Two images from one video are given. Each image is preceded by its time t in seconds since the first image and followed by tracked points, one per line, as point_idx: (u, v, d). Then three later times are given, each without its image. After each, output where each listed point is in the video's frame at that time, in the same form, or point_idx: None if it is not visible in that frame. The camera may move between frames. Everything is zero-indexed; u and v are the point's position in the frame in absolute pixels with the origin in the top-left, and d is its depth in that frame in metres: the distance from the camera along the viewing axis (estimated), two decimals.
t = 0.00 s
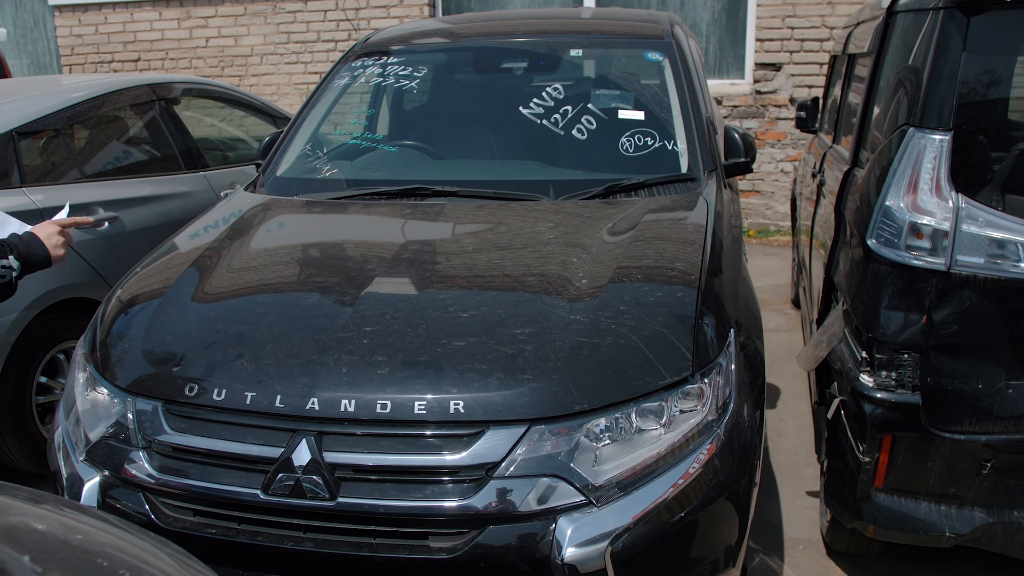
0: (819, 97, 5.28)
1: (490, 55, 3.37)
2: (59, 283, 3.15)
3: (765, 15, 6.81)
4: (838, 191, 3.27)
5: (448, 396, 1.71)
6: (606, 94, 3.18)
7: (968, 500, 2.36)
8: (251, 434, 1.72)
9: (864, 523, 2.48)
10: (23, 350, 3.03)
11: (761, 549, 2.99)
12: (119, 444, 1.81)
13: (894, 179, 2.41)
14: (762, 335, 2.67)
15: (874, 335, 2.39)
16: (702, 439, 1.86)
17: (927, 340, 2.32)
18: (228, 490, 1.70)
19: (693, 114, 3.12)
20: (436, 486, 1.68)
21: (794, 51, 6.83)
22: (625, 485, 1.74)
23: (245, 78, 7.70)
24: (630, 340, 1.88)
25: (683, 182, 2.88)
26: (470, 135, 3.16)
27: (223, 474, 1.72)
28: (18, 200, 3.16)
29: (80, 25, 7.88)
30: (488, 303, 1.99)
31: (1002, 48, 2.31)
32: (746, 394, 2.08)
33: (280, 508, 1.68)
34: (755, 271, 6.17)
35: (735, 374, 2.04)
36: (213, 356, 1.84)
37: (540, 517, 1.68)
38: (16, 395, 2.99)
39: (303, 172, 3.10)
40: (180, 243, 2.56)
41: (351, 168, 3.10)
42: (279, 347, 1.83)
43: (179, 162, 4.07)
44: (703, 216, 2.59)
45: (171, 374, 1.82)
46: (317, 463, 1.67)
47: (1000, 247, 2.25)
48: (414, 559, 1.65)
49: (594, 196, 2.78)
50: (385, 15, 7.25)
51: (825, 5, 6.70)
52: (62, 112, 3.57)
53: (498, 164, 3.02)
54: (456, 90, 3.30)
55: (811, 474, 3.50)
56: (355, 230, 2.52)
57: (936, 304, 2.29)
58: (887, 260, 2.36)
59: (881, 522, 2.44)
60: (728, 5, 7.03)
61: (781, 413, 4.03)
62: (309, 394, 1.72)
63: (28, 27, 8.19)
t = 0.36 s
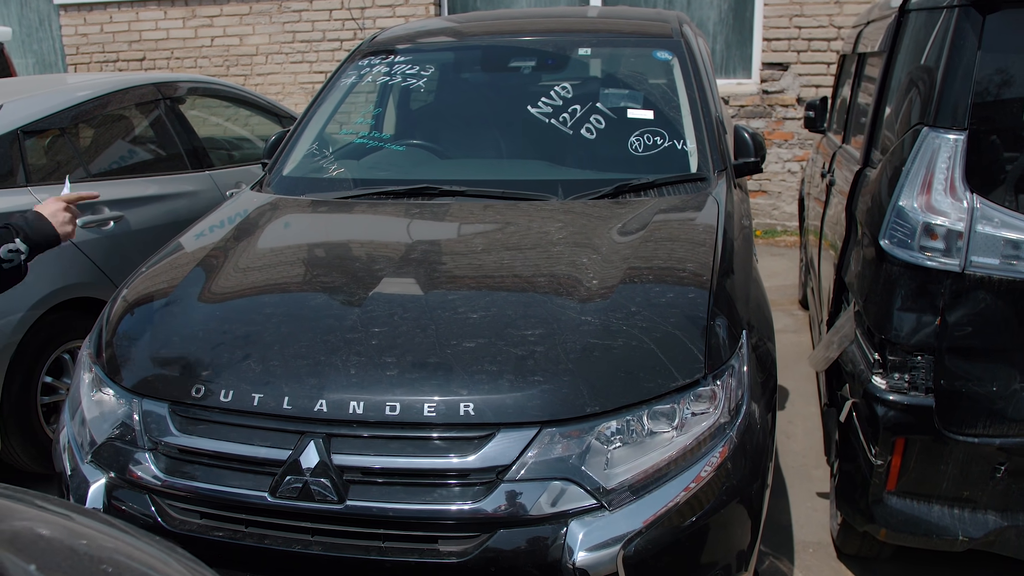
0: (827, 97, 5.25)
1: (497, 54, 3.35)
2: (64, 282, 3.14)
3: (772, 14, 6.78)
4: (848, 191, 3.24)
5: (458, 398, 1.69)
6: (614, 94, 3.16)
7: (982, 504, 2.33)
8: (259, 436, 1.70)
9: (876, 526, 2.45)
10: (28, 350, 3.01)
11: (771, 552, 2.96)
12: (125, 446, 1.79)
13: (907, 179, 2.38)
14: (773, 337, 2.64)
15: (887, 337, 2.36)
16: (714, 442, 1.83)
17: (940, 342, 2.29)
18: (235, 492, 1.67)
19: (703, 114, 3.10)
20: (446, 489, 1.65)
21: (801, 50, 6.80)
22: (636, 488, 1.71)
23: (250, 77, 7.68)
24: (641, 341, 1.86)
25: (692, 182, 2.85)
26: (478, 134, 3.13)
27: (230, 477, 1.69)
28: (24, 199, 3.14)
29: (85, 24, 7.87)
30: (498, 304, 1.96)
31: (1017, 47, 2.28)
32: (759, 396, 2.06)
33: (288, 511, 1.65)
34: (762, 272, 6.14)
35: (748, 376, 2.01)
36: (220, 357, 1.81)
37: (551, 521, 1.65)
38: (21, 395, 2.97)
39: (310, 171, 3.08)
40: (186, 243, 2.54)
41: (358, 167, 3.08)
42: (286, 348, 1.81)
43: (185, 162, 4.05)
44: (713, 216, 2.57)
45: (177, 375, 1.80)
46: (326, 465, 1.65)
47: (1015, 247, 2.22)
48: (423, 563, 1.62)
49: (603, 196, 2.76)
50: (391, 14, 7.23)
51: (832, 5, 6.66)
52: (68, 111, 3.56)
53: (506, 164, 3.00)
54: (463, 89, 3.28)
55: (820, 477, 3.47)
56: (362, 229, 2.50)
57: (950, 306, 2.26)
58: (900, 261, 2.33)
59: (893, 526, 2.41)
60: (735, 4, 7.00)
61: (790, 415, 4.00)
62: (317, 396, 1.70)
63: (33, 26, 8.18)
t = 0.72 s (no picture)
0: (852, 96, 5.17)
1: (518, 51, 3.31)
2: (84, 280, 3.14)
3: (796, 13, 6.69)
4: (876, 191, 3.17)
5: (479, 401, 1.65)
6: (637, 92, 3.11)
7: (1014, 513, 2.26)
8: (275, 438, 1.67)
9: (904, 534, 2.39)
10: (47, 347, 3.00)
11: (795, 559, 2.90)
12: (141, 446, 1.76)
13: (939, 179, 2.32)
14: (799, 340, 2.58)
15: (917, 341, 2.30)
16: (741, 448, 1.78)
17: (973, 346, 2.21)
18: (252, 495, 1.64)
19: (727, 112, 3.04)
20: (466, 494, 1.61)
21: (824, 49, 6.71)
22: (661, 495, 1.67)
23: (270, 75, 7.69)
24: (666, 344, 1.81)
25: (717, 181, 2.80)
26: (498, 132, 3.09)
27: (246, 479, 1.66)
28: (43, 197, 3.14)
29: (106, 22, 7.91)
30: (520, 305, 1.92)
31: None
32: (786, 400, 2.00)
33: (304, 515, 1.62)
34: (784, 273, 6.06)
35: (775, 380, 1.96)
36: (237, 357, 1.78)
37: (573, 528, 1.60)
38: (40, 393, 2.97)
39: (329, 169, 3.05)
40: (205, 241, 2.52)
41: (377, 165, 3.05)
42: (304, 348, 1.78)
43: (204, 159, 4.04)
44: (738, 216, 2.52)
45: (193, 375, 1.77)
46: (343, 468, 1.61)
47: None
48: (442, 569, 1.58)
49: (626, 195, 2.71)
50: (411, 12, 7.22)
51: (857, 3, 6.57)
52: (88, 109, 3.55)
53: (527, 163, 2.96)
54: (484, 86, 3.24)
55: (845, 482, 3.40)
56: (381, 228, 2.47)
57: (984, 309, 2.19)
58: (931, 263, 2.27)
59: (922, 535, 2.34)
60: (758, 2, 6.92)
61: (813, 419, 3.93)
62: (335, 398, 1.67)
63: (55, 24, 8.23)
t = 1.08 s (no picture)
0: (883, 96, 5.07)
1: (543, 50, 3.28)
2: (107, 277, 3.15)
3: (825, 12, 6.59)
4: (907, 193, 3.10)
5: (498, 405, 1.62)
6: (663, 91, 3.07)
7: None
8: (291, 439, 1.65)
9: (933, 546, 2.31)
10: (70, 344, 3.02)
11: (821, 569, 2.84)
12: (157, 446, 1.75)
13: (973, 181, 2.24)
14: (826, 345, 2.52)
15: (949, 347, 2.23)
16: (766, 456, 1.73)
17: (1007, 354, 2.14)
18: (267, 497, 1.62)
19: (755, 112, 2.99)
20: (484, 499, 1.58)
21: (854, 49, 6.60)
22: (683, 504, 1.62)
23: (296, 74, 7.72)
24: (690, 349, 1.77)
25: (744, 182, 2.75)
26: (522, 131, 3.06)
27: (262, 481, 1.64)
28: (67, 194, 3.15)
29: (135, 21, 7.99)
30: (541, 307, 1.89)
31: None
32: (813, 408, 1.95)
33: (320, 518, 1.60)
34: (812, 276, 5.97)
35: (801, 387, 1.91)
36: (254, 357, 1.77)
37: (592, 536, 1.57)
38: (63, 389, 2.99)
39: (351, 167, 3.04)
40: (226, 239, 2.51)
41: (400, 164, 3.03)
42: (322, 348, 1.76)
43: (228, 157, 4.05)
44: (765, 218, 2.46)
45: (210, 375, 1.76)
46: (359, 471, 1.59)
47: None
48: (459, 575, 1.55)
49: (650, 196, 2.67)
50: (437, 11, 7.22)
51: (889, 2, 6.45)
52: (114, 106, 3.57)
53: (550, 162, 2.92)
54: (508, 85, 3.21)
55: (873, 490, 3.33)
56: (401, 227, 2.45)
57: (1019, 316, 2.12)
58: (964, 268, 2.20)
59: (954, 547, 2.26)
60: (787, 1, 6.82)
61: (841, 425, 3.86)
62: (352, 400, 1.64)
63: (85, 23, 8.32)
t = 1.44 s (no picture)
0: (910, 97, 4.99)
1: (564, 49, 3.25)
2: (127, 275, 3.17)
3: (851, 11, 6.50)
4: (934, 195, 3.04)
5: (514, 408, 1.60)
6: (685, 91, 3.03)
7: None
8: (306, 440, 1.64)
9: (957, 555, 2.26)
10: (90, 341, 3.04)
11: None
12: (172, 445, 1.74)
13: (1002, 183, 2.20)
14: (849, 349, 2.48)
15: (975, 353, 2.18)
16: (787, 462, 1.70)
17: None
18: (281, 497, 1.62)
19: (779, 113, 2.95)
20: (500, 503, 1.56)
21: (880, 49, 6.51)
22: (701, 510, 1.60)
23: (318, 73, 7.75)
24: (710, 353, 1.74)
25: (767, 183, 2.71)
26: (543, 131, 3.04)
27: (276, 481, 1.64)
28: (89, 192, 3.18)
29: (160, 20, 8.05)
30: (559, 308, 1.87)
31: None
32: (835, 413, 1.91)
33: (334, 520, 1.59)
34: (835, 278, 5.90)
35: (823, 393, 1.87)
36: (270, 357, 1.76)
37: (608, 541, 1.55)
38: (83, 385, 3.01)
39: (371, 166, 3.03)
40: (246, 237, 2.52)
41: (419, 164, 3.02)
42: (338, 348, 1.75)
43: (249, 156, 4.06)
44: (788, 220, 2.43)
45: (226, 374, 1.75)
46: (373, 473, 1.58)
47: None
48: None
49: (671, 197, 2.64)
50: (459, 10, 7.21)
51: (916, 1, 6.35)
52: (137, 105, 3.59)
53: (570, 162, 2.90)
54: (529, 84, 3.19)
55: (896, 497, 3.28)
56: (420, 227, 2.44)
57: None
58: (992, 272, 2.15)
59: (977, 556, 2.21)
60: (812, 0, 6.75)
61: (863, 430, 3.81)
62: (367, 401, 1.63)
63: (111, 22, 8.40)
